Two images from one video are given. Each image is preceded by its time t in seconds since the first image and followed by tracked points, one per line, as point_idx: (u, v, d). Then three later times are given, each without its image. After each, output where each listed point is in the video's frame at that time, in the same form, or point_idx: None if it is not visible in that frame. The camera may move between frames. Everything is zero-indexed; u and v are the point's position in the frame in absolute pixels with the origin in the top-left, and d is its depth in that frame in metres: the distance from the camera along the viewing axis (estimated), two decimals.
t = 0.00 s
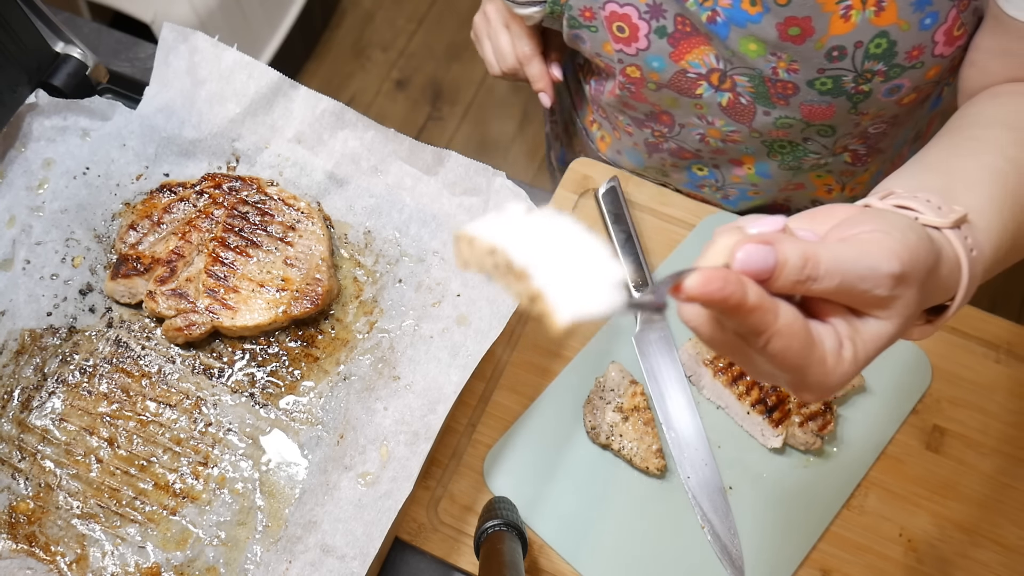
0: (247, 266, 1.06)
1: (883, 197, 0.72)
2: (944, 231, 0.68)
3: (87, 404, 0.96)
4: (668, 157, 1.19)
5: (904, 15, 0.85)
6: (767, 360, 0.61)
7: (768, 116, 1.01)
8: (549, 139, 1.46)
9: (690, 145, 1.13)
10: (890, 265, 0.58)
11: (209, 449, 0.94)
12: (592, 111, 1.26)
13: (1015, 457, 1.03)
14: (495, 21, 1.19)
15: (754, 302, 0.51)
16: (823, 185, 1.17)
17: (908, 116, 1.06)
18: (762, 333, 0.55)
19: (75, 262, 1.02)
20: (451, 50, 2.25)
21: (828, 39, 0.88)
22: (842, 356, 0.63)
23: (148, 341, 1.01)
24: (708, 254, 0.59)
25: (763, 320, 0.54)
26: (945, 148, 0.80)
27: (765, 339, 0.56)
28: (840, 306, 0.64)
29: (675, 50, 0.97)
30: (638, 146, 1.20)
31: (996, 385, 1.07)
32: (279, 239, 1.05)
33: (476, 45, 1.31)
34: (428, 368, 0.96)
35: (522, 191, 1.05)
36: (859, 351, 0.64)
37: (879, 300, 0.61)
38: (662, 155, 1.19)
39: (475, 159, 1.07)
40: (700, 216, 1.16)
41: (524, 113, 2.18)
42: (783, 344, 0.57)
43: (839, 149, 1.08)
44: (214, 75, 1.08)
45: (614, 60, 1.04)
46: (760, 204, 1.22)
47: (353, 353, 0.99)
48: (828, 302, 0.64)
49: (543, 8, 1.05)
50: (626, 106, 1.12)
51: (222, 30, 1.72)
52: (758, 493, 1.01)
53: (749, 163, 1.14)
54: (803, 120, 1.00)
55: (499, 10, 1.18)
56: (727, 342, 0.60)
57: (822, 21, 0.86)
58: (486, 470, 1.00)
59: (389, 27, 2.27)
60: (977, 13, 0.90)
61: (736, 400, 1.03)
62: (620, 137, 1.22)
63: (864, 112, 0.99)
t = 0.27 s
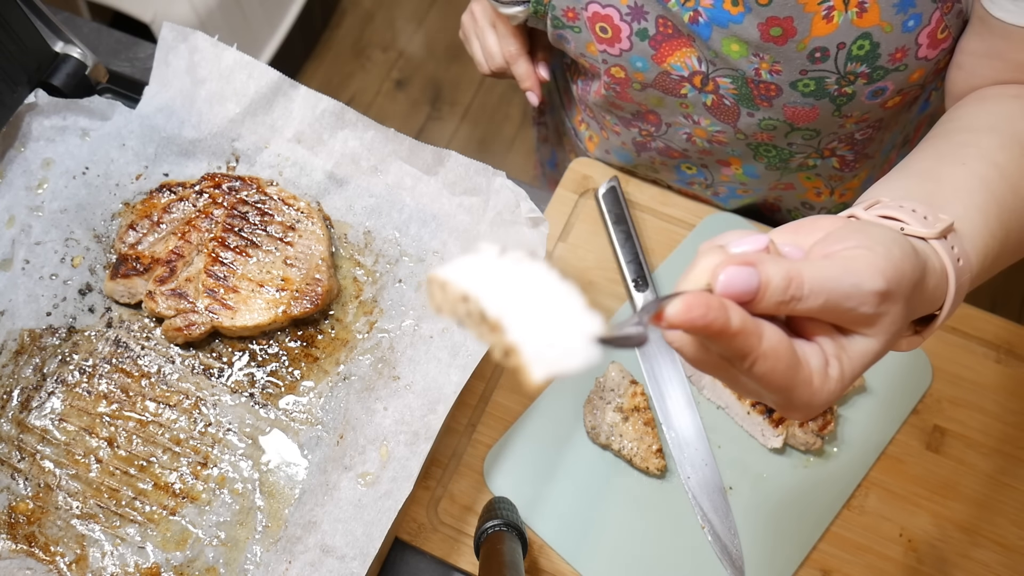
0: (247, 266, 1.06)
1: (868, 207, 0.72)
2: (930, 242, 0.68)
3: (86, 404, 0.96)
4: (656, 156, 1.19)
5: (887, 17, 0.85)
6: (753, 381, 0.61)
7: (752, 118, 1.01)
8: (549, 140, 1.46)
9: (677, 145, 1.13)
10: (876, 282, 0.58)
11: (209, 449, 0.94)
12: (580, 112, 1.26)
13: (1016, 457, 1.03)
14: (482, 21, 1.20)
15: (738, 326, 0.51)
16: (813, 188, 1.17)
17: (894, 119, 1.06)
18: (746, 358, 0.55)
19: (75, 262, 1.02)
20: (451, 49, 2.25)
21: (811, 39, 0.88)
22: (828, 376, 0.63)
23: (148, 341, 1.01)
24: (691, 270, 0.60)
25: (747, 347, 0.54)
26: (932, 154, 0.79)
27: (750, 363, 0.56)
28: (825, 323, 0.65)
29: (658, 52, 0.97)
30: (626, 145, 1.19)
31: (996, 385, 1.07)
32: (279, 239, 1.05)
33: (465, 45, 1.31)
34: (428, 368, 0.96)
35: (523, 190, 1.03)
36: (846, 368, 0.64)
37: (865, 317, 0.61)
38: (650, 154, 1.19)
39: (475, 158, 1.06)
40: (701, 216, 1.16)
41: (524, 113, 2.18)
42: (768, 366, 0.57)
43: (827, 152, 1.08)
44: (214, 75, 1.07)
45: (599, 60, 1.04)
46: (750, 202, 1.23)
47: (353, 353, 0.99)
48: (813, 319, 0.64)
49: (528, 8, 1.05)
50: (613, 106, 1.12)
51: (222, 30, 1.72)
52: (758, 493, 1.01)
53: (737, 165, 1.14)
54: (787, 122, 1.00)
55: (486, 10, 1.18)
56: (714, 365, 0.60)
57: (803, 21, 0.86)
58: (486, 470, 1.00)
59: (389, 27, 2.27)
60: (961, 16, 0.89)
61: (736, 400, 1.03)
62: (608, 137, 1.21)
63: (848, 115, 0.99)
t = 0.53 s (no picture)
0: (247, 266, 1.06)
1: (861, 213, 0.72)
2: (923, 248, 0.68)
3: (87, 404, 0.96)
4: (654, 156, 1.19)
5: (884, 20, 0.86)
6: (744, 388, 0.60)
7: (749, 120, 1.01)
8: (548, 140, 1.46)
9: (675, 146, 1.13)
10: (867, 288, 0.58)
11: (209, 449, 0.94)
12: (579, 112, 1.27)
13: (1016, 457, 1.03)
14: (480, 21, 1.19)
15: (729, 331, 0.51)
16: (811, 190, 1.17)
17: (893, 122, 1.06)
18: (738, 364, 0.55)
19: (75, 262, 1.02)
20: (451, 49, 2.25)
21: (808, 43, 0.88)
22: (820, 382, 0.63)
23: (148, 341, 1.01)
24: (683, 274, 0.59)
25: (738, 352, 0.54)
26: (927, 158, 0.80)
27: (741, 369, 0.56)
28: (817, 330, 0.64)
29: (654, 55, 0.98)
30: (623, 146, 1.20)
31: (996, 385, 1.07)
32: (279, 239, 1.05)
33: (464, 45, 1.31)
34: (428, 368, 0.96)
35: (523, 190, 1.04)
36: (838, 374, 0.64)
37: (857, 323, 0.61)
38: (648, 155, 1.19)
39: (475, 159, 1.06)
40: (700, 216, 1.16)
41: (524, 113, 2.18)
42: (760, 373, 0.57)
43: (824, 154, 1.08)
44: (214, 75, 1.07)
45: (596, 62, 1.04)
46: (748, 202, 1.23)
47: (353, 353, 0.99)
48: (805, 326, 0.64)
49: (525, 9, 1.04)
50: (611, 107, 1.12)
51: (222, 30, 1.72)
52: (758, 493, 1.01)
53: (734, 167, 1.14)
54: (784, 125, 1.00)
55: (484, 11, 1.18)
56: (705, 371, 0.59)
57: (800, 24, 0.86)
58: (486, 470, 1.00)
59: (389, 27, 2.27)
60: (958, 20, 0.89)
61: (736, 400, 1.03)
62: (606, 138, 1.21)
63: (845, 119, 0.99)
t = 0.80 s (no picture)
0: (247, 266, 1.06)
1: (860, 216, 0.72)
2: (922, 251, 0.68)
3: (86, 404, 0.96)
4: (655, 157, 1.19)
5: (885, 21, 0.85)
6: (742, 392, 0.60)
7: (750, 121, 1.01)
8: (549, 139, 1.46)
9: (676, 147, 1.13)
10: (865, 292, 0.58)
11: (209, 449, 0.94)
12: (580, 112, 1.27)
13: (1016, 457, 1.03)
14: (482, 22, 1.20)
15: (725, 336, 0.51)
16: (811, 190, 1.17)
17: (894, 122, 1.06)
18: (734, 369, 0.55)
19: (75, 262, 1.02)
20: (451, 49, 2.25)
21: (809, 43, 0.88)
22: (818, 386, 0.62)
23: (148, 341, 1.01)
24: (681, 278, 0.60)
25: (734, 358, 0.54)
26: (926, 160, 0.80)
27: (738, 374, 0.56)
28: (815, 333, 0.64)
29: (655, 55, 0.97)
30: (624, 146, 1.19)
31: (996, 385, 1.07)
32: (279, 239, 1.05)
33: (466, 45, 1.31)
34: (428, 368, 0.96)
35: (523, 190, 1.02)
36: (836, 377, 0.64)
37: (855, 327, 0.61)
38: (649, 156, 1.19)
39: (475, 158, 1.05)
40: (700, 216, 1.16)
41: (524, 113, 2.18)
42: (758, 377, 0.56)
43: (825, 154, 1.08)
44: (214, 75, 1.07)
45: (597, 62, 1.05)
46: (748, 202, 1.23)
47: (353, 353, 0.99)
48: (804, 329, 0.64)
49: (526, 9, 1.05)
50: (613, 106, 1.12)
51: (222, 30, 1.72)
52: (758, 494, 1.01)
53: (735, 167, 1.14)
54: (785, 126, 1.00)
55: (486, 12, 1.18)
56: (703, 375, 0.59)
57: (801, 25, 0.86)
58: (486, 470, 1.00)
59: (389, 26, 2.27)
60: (960, 21, 0.89)
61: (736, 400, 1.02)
62: (607, 138, 1.21)
63: (846, 119, 0.99)
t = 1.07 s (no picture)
0: (247, 266, 1.05)
1: (861, 212, 0.72)
2: (922, 247, 0.68)
3: (86, 404, 0.96)
4: (656, 156, 1.19)
5: (887, 19, 0.86)
6: (741, 387, 0.60)
7: (752, 120, 1.01)
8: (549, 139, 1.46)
9: (677, 145, 1.13)
10: (864, 287, 0.58)
11: (209, 449, 0.94)
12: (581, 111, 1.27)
13: (1016, 457, 1.03)
14: (484, 21, 1.20)
15: (725, 331, 0.51)
16: (812, 189, 1.17)
17: (895, 121, 1.06)
18: (733, 363, 0.55)
19: (75, 262, 1.02)
20: (451, 49, 2.25)
21: (811, 41, 0.88)
22: (818, 381, 0.63)
23: (147, 342, 1.01)
24: (681, 274, 0.60)
25: (734, 352, 0.54)
26: (928, 158, 0.79)
27: (737, 368, 0.56)
28: (815, 328, 0.64)
29: (657, 54, 0.97)
30: (625, 145, 1.20)
31: (996, 385, 1.07)
32: (279, 239, 1.05)
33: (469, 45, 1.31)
34: (428, 368, 0.96)
35: (523, 190, 1.02)
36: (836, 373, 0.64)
37: (855, 322, 0.61)
38: (650, 155, 1.19)
39: (475, 159, 1.05)
40: (700, 216, 1.16)
41: (524, 113, 2.18)
42: (757, 372, 0.57)
43: (826, 153, 1.08)
44: (214, 75, 1.07)
45: (599, 61, 1.05)
46: (749, 201, 1.23)
47: (353, 353, 0.99)
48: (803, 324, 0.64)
49: (528, 8, 1.05)
50: (614, 105, 1.12)
51: (222, 30, 1.72)
52: (758, 494, 1.01)
53: (736, 165, 1.14)
54: (786, 124, 1.00)
55: (488, 11, 1.18)
56: (702, 370, 0.59)
57: (803, 23, 0.86)
58: (486, 470, 1.00)
59: (389, 26, 2.27)
60: (962, 19, 0.89)
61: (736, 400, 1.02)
62: (608, 137, 1.21)
63: (847, 118, 0.99)
